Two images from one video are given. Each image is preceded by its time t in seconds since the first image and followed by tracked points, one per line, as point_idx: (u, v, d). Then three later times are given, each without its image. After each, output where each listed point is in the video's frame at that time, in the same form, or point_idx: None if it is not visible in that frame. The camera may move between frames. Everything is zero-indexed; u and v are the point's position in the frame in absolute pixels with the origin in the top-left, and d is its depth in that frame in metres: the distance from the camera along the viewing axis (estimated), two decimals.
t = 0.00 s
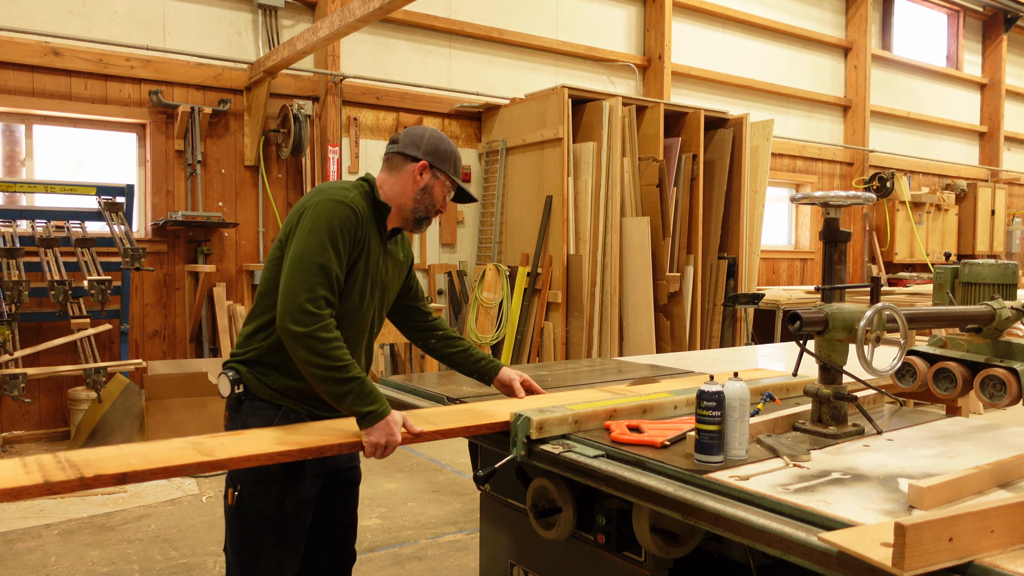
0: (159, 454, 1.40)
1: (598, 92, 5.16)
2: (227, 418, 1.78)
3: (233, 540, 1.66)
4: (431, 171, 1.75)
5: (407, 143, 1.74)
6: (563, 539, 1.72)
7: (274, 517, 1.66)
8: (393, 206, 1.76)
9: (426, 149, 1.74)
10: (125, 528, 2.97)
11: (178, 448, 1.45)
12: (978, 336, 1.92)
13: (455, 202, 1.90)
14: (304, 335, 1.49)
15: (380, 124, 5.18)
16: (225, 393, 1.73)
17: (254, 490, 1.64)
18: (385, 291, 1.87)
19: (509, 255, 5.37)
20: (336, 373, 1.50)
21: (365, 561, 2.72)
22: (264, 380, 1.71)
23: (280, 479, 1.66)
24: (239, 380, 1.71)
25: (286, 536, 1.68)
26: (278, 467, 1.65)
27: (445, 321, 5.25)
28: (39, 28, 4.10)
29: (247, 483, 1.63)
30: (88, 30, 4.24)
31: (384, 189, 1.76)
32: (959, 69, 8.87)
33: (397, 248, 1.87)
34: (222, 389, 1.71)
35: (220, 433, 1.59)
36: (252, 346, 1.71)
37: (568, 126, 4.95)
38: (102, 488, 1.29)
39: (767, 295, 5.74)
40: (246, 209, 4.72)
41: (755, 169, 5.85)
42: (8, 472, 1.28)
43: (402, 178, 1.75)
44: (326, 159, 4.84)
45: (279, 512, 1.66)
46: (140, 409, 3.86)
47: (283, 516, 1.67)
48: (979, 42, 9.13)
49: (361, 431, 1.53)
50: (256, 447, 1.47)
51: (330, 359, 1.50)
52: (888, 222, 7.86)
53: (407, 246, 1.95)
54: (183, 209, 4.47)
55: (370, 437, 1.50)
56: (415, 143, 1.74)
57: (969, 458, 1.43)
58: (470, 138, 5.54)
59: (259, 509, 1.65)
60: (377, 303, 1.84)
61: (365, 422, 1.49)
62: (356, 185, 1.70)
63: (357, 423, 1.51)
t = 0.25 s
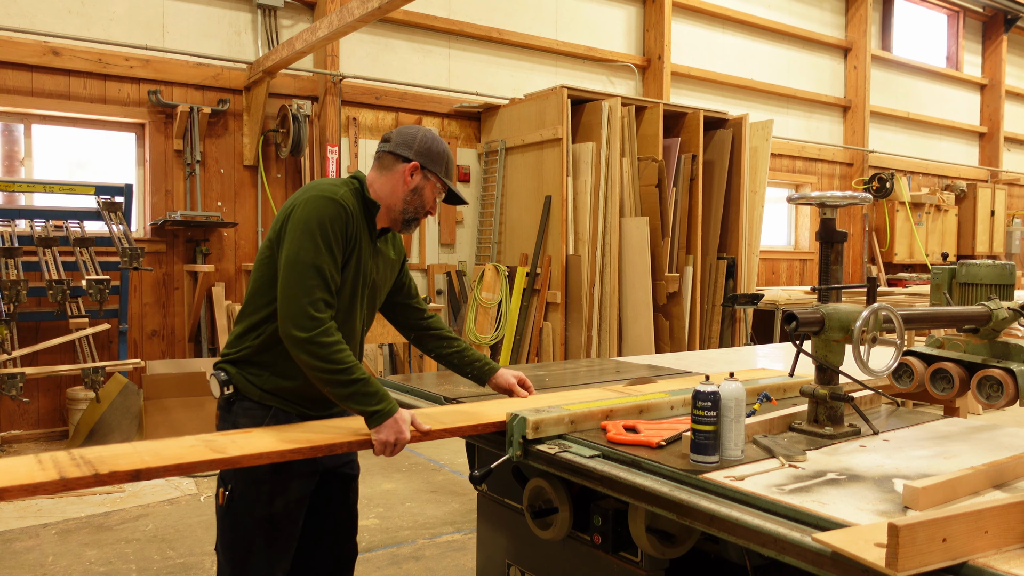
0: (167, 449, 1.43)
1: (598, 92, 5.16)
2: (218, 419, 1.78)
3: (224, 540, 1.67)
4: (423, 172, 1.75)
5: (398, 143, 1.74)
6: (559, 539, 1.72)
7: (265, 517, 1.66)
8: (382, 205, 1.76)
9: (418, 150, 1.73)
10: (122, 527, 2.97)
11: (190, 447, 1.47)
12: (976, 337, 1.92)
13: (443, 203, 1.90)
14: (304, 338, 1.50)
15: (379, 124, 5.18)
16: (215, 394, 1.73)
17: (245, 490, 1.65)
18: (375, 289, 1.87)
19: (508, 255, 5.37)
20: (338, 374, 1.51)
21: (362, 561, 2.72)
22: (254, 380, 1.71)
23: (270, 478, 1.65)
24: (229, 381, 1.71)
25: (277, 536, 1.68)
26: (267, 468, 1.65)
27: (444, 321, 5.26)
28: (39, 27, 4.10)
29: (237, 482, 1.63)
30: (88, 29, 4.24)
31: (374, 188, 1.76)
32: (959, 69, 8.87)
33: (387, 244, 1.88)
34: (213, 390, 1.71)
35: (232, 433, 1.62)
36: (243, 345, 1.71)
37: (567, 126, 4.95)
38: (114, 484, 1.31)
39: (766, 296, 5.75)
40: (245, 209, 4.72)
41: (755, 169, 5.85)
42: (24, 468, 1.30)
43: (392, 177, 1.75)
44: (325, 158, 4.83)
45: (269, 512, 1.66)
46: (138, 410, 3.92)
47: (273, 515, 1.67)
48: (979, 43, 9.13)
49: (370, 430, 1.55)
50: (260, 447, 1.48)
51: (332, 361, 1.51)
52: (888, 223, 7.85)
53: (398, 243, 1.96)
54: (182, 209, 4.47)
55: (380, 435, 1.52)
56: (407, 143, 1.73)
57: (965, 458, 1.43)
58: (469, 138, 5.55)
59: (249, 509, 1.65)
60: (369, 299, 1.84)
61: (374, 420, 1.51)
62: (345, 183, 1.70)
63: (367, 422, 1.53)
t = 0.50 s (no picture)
0: (191, 446, 1.43)
1: (597, 92, 5.16)
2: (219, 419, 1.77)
3: (228, 541, 1.66)
4: (420, 171, 1.74)
5: (395, 142, 1.73)
6: (558, 539, 1.71)
7: (269, 517, 1.65)
8: (381, 204, 1.76)
9: (415, 149, 1.73)
10: (121, 527, 2.97)
11: (209, 443, 1.48)
12: (975, 336, 1.91)
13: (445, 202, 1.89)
14: (314, 339, 1.51)
15: (379, 124, 5.17)
16: (217, 395, 1.72)
17: (249, 490, 1.64)
18: (375, 287, 1.87)
19: (507, 255, 5.36)
20: (349, 373, 1.52)
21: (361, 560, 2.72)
22: (256, 382, 1.71)
23: (275, 477, 1.65)
24: (231, 382, 1.70)
25: (283, 534, 1.68)
26: (272, 466, 1.65)
27: (443, 321, 5.25)
28: (38, 27, 4.10)
29: (242, 482, 1.63)
30: (87, 29, 4.23)
31: (371, 186, 1.75)
32: (959, 70, 8.87)
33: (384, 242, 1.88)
34: (214, 391, 1.70)
35: (246, 430, 1.63)
36: (244, 347, 1.70)
37: (567, 126, 4.94)
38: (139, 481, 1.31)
39: (765, 296, 5.74)
40: (244, 209, 4.72)
41: (754, 169, 5.85)
42: (45, 465, 1.30)
43: (390, 176, 1.74)
44: (325, 158, 4.83)
45: (275, 511, 1.66)
46: (137, 410, 3.92)
47: (279, 513, 1.67)
48: (979, 43, 9.13)
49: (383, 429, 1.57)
50: (273, 444, 1.49)
51: (343, 360, 1.52)
52: (887, 223, 7.85)
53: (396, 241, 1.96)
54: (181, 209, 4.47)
55: (393, 433, 1.54)
56: (405, 142, 1.73)
57: (964, 458, 1.43)
58: (469, 138, 5.54)
59: (255, 508, 1.65)
60: (369, 297, 1.85)
61: (388, 419, 1.52)
62: (342, 182, 1.70)
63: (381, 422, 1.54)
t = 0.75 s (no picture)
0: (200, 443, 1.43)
1: (596, 92, 5.16)
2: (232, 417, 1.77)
3: (235, 539, 1.65)
4: (433, 171, 1.74)
5: (408, 144, 1.74)
6: (555, 540, 1.71)
7: (278, 516, 1.65)
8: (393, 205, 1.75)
9: (428, 149, 1.74)
10: (118, 528, 2.96)
11: (209, 442, 1.48)
12: (973, 337, 1.91)
13: (455, 205, 1.90)
14: (326, 336, 1.51)
15: (377, 123, 5.16)
16: (231, 393, 1.71)
17: (259, 489, 1.63)
18: (388, 287, 1.86)
19: (506, 256, 5.36)
20: (362, 369, 1.52)
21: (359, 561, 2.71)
22: (270, 378, 1.70)
23: (285, 476, 1.65)
24: (246, 380, 1.69)
25: (291, 534, 1.67)
26: (283, 465, 1.64)
27: (442, 321, 5.25)
28: (35, 26, 4.10)
29: (252, 481, 1.62)
30: (85, 29, 4.23)
31: (384, 188, 1.75)
32: (958, 70, 8.86)
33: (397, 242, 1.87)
34: (229, 389, 1.70)
35: (258, 429, 1.62)
36: (258, 345, 1.70)
37: (565, 126, 4.94)
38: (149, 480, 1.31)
39: (764, 296, 5.74)
40: (243, 209, 4.71)
41: (753, 170, 5.84)
42: (57, 464, 1.31)
43: (403, 177, 1.74)
44: (323, 158, 4.82)
45: (284, 510, 1.65)
46: (135, 410, 3.94)
47: (288, 513, 1.66)
48: (978, 44, 9.13)
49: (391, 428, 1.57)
50: (288, 443, 1.49)
51: (354, 357, 1.52)
52: (886, 223, 7.85)
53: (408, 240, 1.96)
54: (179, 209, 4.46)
55: (401, 432, 1.54)
56: (417, 143, 1.73)
57: (962, 459, 1.42)
58: (468, 138, 5.54)
59: (265, 507, 1.64)
60: (382, 296, 1.84)
61: (396, 418, 1.52)
62: (356, 182, 1.70)
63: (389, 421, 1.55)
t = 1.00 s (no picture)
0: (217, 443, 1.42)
1: (595, 92, 5.15)
2: (239, 417, 1.76)
3: (239, 539, 1.64)
4: (444, 175, 1.74)
5: (420, 147, 1.73)
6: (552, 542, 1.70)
7: (282, 518, 1.64)
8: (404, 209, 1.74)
9: (439, 153, 1.73)
10: (115, 529, 2.95)
11: (210, 442, 1.47)
12: (972, 338, 1.90)
13: (461, 208, 1.89)
14: (338, 338, 1.50)
15: (376, 123, 5.15)
16: (239, 394, 1.70)
17: (265, 490, 1.62)
18: (395, 289, 1.85)
19: (505, 256, 5.35)
20: (374, 370, 1.51)
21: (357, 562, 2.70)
22: (279, 381, 1.69)
23: (291, 477, 1.64)
24: (254, 381, 1.69)
25: (296, 535, 1.66)
26: (290, 466, 1.64)
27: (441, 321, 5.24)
28: (33, 25, 4.09)
29: (259, 482, 1.61)
30: (82, 29, 4.22)
31: (394, 192, 1.74)
32: (958, 70, 8.86)
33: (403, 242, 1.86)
34: (237, 391, 1.69)
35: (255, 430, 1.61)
36: (268, 347, 1.69)
37: (564, 126, 4.93)
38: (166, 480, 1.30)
39: (763, 297, 5.73)
40: (241, 209, 4.70)
41: (753, 170, 5.84)
42: (77, 463, 1.30)
43: (414, 180, 1.73)
44: (321, 158, 4.81)
45: (289, 511, 1.64)
46: (132, 410, 3.93)
47: (292, 515, 1.65)
48: (977, 44, 9.13)
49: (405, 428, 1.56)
50: (302, 442, 1.48)
51: (366, 359, 1.51)
52: (886, 224, 7.84)
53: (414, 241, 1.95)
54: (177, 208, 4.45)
55: (415, 432, 1.53)
56: (428, 147, 1.73)
57: (961, 461, 1.42)
58: (466, 138, 5.53)
59: (270, 509, 1.63)
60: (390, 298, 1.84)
61: (409, 418, 1.51)
62: (367, 184, 1.68)
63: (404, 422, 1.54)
